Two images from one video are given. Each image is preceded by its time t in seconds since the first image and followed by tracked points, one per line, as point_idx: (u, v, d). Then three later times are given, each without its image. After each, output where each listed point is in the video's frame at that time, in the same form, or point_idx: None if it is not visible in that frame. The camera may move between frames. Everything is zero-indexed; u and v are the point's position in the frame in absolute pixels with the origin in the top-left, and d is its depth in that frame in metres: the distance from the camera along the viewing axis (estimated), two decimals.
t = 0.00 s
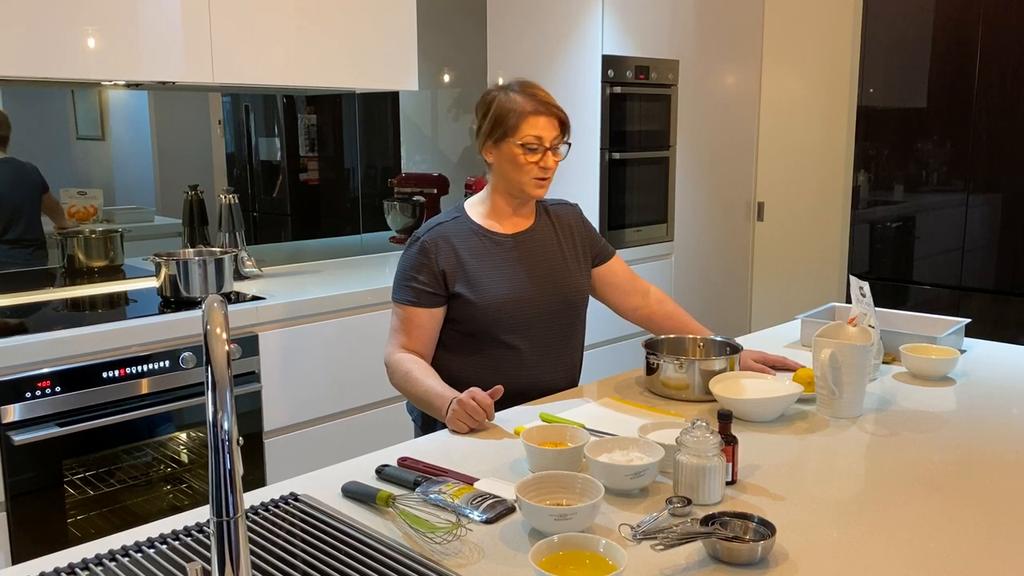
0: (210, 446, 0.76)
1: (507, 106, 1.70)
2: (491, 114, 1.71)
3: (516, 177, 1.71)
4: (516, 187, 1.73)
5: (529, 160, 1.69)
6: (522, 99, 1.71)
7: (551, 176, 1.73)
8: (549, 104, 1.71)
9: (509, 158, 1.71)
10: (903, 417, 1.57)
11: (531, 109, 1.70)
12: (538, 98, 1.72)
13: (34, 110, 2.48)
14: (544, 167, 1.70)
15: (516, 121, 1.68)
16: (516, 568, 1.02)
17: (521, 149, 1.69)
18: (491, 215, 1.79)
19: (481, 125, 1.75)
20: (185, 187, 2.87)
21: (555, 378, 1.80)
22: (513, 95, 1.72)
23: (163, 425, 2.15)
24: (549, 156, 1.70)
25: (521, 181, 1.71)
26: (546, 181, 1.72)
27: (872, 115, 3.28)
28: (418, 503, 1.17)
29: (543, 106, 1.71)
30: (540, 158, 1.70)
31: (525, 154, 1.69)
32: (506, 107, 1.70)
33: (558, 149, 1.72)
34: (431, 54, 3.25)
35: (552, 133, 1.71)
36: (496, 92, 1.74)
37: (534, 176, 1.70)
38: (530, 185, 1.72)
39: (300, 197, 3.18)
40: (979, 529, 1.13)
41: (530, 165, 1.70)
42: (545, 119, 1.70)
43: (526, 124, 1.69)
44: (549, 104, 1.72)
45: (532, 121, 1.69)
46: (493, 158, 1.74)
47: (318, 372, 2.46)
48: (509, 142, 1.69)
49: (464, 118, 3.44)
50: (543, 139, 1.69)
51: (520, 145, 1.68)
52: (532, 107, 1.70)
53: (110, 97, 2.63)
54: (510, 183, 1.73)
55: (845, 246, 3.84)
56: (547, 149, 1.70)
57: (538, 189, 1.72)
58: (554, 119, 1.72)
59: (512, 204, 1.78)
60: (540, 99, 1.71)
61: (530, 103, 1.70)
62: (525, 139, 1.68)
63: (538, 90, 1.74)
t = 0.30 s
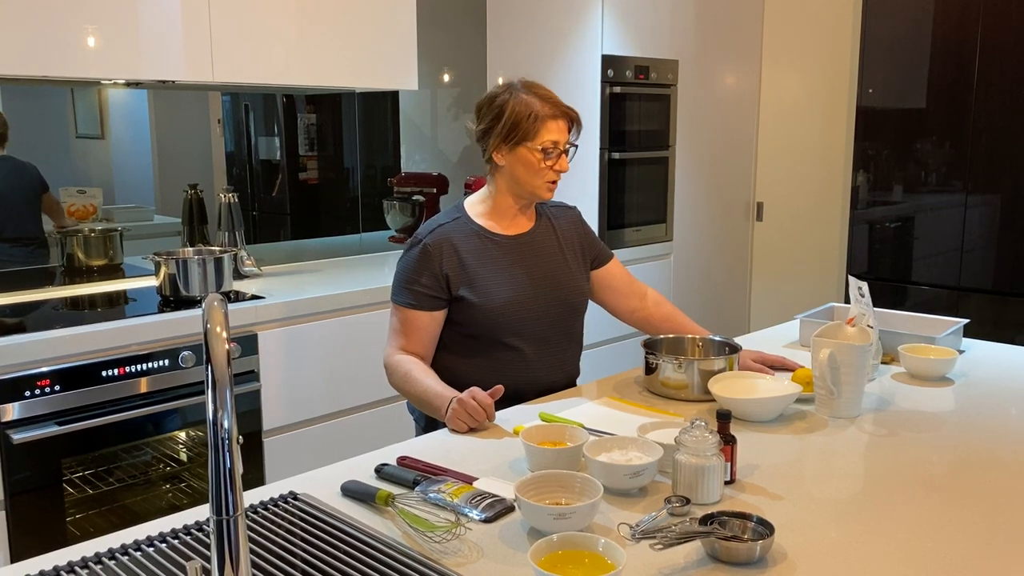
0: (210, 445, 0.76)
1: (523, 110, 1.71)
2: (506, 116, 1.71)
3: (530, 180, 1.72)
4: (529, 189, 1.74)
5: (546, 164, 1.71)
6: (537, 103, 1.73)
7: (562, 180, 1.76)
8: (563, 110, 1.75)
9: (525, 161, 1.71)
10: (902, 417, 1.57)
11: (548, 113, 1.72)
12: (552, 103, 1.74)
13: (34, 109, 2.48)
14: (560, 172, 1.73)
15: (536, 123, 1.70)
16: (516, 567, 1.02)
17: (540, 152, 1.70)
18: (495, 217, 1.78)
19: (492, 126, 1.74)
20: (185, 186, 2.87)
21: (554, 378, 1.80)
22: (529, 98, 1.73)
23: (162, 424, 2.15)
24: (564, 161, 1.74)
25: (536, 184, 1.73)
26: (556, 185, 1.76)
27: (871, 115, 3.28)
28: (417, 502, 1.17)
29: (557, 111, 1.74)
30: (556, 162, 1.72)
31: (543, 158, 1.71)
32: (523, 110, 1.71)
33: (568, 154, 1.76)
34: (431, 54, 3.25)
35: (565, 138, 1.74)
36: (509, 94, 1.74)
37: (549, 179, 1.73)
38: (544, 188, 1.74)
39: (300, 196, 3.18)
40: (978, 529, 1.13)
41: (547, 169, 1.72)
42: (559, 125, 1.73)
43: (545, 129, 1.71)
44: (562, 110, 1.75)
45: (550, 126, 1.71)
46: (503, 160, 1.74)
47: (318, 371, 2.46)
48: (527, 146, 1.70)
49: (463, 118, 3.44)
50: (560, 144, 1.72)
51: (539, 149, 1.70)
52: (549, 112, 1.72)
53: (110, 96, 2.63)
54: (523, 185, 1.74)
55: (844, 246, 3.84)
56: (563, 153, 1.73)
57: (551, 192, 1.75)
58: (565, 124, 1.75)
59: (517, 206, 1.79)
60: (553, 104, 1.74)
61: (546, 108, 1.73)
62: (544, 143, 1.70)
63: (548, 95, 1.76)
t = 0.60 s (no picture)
0: (210, 443, 0.76)
1: (526, 108, 1.70)
2: (509, 114, 1.70)
3: (533, 179, 1.72)
4: (532, 188, 1.74)
5: (549, 163, 1.70)
6: (540, 101, 1.72)
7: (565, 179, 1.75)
8: (567, 108, 1.74)
9: (528, 160, 1.70)
10: (901, 417, 1.58)
11: (551, 112, 1.71)
12: (555, 101, 1.73)
13: (33, 107, 2.47)
14: (562, 170, 1.72)
15: (537, 123, 1.69)
16: (515, 566, 1.02)
17: (542, 151, 1.70)
18: (499, 214, 1.78)
19: (495, 125, 1.73)
20: (184, 184, 2.87)
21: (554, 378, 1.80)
22: (531, 97, 1.72)
23: (161, 422, 2.15)
24: (567, 159, 1.72)
25: (538, 183, 1.72)
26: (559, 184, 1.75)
27: (871, 115, 3.28)
28: (417, 501, 1.17)
29: (561, 110, 1.73)
30: (558, 161, 1.71)
31: (545, 157, 1.70)
32: (525, 109, 1.69)
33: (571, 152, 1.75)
34: (431, 53, 3.26)
35: (568, 136, 1.73)
36: (511, 93, 1.73)
37: (551, 178, 1.72)
38: (547, 187, 1.73)
39: (299, 195, 3.18)
40: (978, 529, 1.13)
41: (550, 168, 1.71)
42: (562, 123, 1.72)
43: (548, 128, 1.70)
44: (566, 109, 1.74)
45: (552, 125, 1.70)
46: (506, 158, 1.73)
47: (317, 370, 2.46)
48: (529, 144, 1.69)
49: (462, 117, 3.44)
50: (562, 143, 1.71)
51: (541, 148, 1.69)
52: (551, 110, 1.71)
53: (108, 94, 2.63)
54: (526, 184, 1.73)
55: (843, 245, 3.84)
56: (565, 152, 1.71)
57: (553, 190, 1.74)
58: (569, 123, 1.74)
59: (520, 203, 1.78)
60: (557, 103, 1.73)
61: (550, 106, 1.72)
62: (546, 142, 1.69)
63: (553, 93, 1.75)
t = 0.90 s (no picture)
0: (208, 443, 0.76)
1: (552, 107, 1.70)
2: (536, 111, 1.71)
3: (555, 176, 1.73)
4: (555, 185, 1.75)
5: (570, 162, 1.71)
6: (567, 100, 1.71)
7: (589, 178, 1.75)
8: (594, 109, 1.73)
9: (551, 158, 1.71)
10: (900, 416, 1.58)
11: (577, 112, 1.70)
12: (583, 100, 1.73)
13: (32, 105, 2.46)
14: (585, 171, 1.72)
15: (562, 123, 1.69)
16: (514, 565, 1.02)
17: (564, 151, 1.70)
18: (526, 206, 1.79)
19: (522, 120, 1.74)
20: (182, 183, 2.86)
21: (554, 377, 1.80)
22: (560, 95, 1.72)
23: (160, 422, 2.14)
24: (590, 159, 1.72)
25: (560, 181, 1.73)
26: (583, 183, 1.75)
27: (870, 114, 3.28)
28: (416, 500, 1.17)
29: (588, 110, 1.72)
30: (581, 161, 1.71)
31: (567, 156, 1.70)
32: (551, 108, 1.70)
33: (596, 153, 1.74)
34: (430, 52, 3.26)
35: (594, 137, 1.72)
36: (541, 91, 1.73)
37: (573, 177, 1.72)
38: (569, 185, 1.73)
39: (298, 193, 3.18)
40: (977, 528, 1.13)
41: (572, 167, 1.71)
42: (588, 124, 1.71)
43: (572, 127, 1.69)
44: (594, 109, 1.73)
45: (577, 125, 1.70)
46: (532, 154, 1.74)
47: (316, 369, 2.46)
48: (553, 143, 1.70)
49: (459, 116, 3.44)
50: (586, 144, 1.70)
51: (564, 147, 1.70)
52: (577, 109, 1.71)
53: (106, 93, 2.62)
54: (549, 181, 1.75)
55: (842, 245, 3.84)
56: (589, 152, 1.71)
57: (575, 189, 1.75)
58: (596, 123, 1.73)
59: (546, 198, 1.80)
60: (584, 103, 1.72)
61: (576, 106, 1.71)
62: (569, 142, 1.69)
63: (582, 92, 1.74)
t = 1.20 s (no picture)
0: (205, 442, 0.76)
1: (579, 107, 1.80)
2: (564, 111, 1.82)
3: (580, 174, 1.83)
4: (580, 182, 1.85)
5: (594, 160, 1.80)
6: (594, 101, 1.81)
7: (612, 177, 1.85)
8: (620, 111, 1.82)
9: (576, 156, 1.82)
10: (899, 414, 1.58)
11: (602, 113, 1.80)
12: (609, 102, 1.82)
13: (30, 104, 2.46)
14: (608, 169, 1.82)
15: (588, 123, 1.79)
16: (513, 565, 1.02)
17: (588, 150, 1.80)
18: (552, 202, 1.90)
19: (552, 118, 1.85)
20: (180, 182, 2.86)
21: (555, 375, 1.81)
22: (587, 96, 1.82)
23: (158, 421, 2.14)
24: (613, 159, 1.82)
25: (584, 178, 1.83)
26: (606, 181, 1.85)
27: (868, 113, 3.28)
28: (414, 499, 1.17)
29: (613, 112, 1.81)
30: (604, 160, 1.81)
31: (591, 155, 1.80)
32: (578, 108, 1.80)
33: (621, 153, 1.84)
34: (427, 50, 3.30)
35: (619, 137, 1.82)
36: (571, 92, 1.83)
37: (596, 175, 1.82)
38: (592, 182, 1.84)
39: (297, 192, 3.18)
40: (977, 528, 1.13)
41: (595, 166, 1.81)
42: (613, 125, 1.81)
43: (597, 128, 1.79)
44: (619, 111, 1.82)
45: (602, 125, 1.79)
46: (559, 151, 1.85)
47: (315, 368, 2.46)
48: (578, 141, 1.80)
49: (461, 114, 3.45)
50: (609, 144, 1.80)
51: (587, 146, 1.79)
52: (603, 110, 1.80)
53: (105, 91, 2.62)
54: (574, 178, 1.85)
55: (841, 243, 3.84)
56: (612, 152, 1.81)
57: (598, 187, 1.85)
58: (621, 125, 1.83)
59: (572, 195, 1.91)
60: (610, 105, 1.81)
61: (603, 107, 1.81)
62: (593, 142, 1.79)
63: (609, 94, 1.84)
